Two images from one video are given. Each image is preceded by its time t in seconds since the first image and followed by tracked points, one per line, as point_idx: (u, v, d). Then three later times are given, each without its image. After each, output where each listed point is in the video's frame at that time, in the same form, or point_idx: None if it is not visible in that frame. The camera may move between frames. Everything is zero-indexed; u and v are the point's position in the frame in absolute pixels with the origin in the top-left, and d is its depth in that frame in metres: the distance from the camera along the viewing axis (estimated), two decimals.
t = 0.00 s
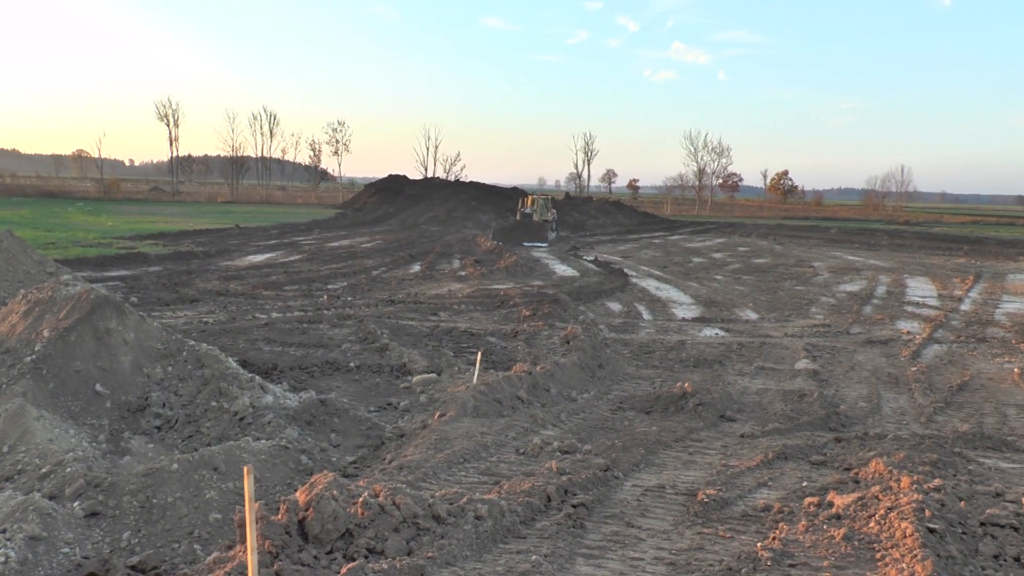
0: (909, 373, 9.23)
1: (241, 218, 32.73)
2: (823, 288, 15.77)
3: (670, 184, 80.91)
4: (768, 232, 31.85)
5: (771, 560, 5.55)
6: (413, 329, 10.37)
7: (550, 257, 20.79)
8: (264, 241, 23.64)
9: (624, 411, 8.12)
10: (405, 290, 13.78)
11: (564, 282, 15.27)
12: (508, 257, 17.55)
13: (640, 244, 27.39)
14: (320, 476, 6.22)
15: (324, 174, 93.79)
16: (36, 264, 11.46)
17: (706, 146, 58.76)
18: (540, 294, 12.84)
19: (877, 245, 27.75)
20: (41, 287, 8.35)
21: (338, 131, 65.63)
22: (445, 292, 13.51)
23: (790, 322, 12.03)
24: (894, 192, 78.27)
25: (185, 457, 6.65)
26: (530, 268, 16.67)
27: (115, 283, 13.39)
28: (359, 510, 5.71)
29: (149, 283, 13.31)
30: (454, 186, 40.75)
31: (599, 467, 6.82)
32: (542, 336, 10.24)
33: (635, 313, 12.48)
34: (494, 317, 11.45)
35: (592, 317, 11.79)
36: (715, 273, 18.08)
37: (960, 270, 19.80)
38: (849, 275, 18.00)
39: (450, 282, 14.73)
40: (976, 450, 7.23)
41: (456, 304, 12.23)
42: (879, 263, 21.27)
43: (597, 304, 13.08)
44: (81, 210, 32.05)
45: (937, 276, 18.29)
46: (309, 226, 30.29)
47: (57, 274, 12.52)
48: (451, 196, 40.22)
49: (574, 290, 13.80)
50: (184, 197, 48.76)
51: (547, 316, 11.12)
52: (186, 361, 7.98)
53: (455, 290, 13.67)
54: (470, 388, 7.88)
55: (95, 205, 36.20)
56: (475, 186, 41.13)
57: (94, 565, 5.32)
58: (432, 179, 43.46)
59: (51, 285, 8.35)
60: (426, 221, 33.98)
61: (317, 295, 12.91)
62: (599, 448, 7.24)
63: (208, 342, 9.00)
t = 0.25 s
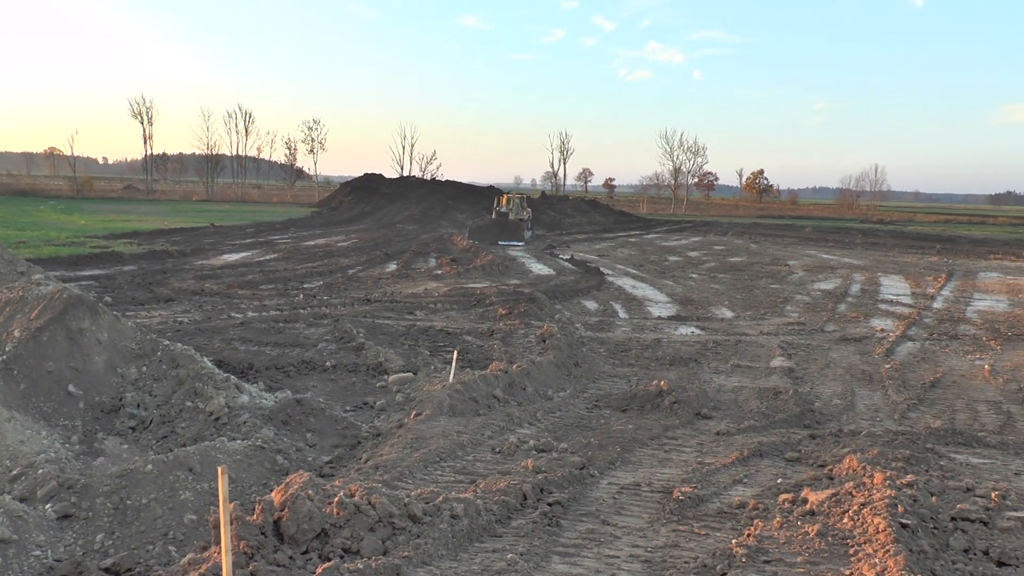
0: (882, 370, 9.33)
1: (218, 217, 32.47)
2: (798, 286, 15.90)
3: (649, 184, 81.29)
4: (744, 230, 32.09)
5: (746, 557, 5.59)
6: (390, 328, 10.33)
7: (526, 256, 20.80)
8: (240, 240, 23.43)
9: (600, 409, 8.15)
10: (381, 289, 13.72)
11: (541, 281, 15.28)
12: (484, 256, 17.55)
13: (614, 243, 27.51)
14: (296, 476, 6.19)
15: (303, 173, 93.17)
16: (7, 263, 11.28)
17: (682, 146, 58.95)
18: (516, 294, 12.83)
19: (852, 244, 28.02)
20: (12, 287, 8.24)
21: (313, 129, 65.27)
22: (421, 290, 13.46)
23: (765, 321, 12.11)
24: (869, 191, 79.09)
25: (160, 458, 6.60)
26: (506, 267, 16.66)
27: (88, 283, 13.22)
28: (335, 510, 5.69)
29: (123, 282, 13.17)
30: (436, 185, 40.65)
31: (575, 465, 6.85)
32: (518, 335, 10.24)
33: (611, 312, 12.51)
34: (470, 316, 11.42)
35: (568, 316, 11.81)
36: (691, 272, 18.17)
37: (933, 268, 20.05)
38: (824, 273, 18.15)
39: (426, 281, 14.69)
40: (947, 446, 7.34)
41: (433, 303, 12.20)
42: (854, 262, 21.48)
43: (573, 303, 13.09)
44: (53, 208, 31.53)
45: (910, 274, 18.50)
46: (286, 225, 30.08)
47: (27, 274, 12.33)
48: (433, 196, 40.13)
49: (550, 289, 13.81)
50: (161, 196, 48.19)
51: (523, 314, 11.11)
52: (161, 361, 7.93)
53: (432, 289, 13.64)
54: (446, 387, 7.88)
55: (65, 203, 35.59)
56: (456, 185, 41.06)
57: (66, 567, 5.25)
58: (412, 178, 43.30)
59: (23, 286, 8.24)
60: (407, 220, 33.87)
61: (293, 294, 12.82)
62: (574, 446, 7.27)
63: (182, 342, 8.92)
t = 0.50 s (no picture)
0: (861, 368, 9.41)
1: (197, 217, 32.27)
2: (778, 285, 15.99)
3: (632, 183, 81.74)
4: (724, 229, 32.29)
5: (725, 554, 5.62)
6: (370, 328, 10.30)
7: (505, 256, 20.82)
8: (219, 240, 23.25)
9: (580, 408, 8.18)
10: (361, 289, 13.66)
11: (521, 280, 15.29)
12: (464, 256, 17.52)
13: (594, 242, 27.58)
14: (276, 477, 6.15)
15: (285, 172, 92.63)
16: None
17: (661, 147, 59.26)
18: (496, 293, 12.81)
19: (830, 243, 28.25)
20: None
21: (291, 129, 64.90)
22: (401, 290, 13.41)
23: (744, 319, 12.18)
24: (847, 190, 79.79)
25: (138, 459, 6.56)
26: (486, 266, 16.65)
27: (65, 284, 13.08)
28: (315, 511, 5.66)
29: (100, 283, 13.06)
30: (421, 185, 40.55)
31: (555, 464, 6.87)
32: (498, 335, 10.23)
33: (591, 311, 12.54)
34: (450, 316, 11.40)
35: (548, 315, 11.82)
36: (671, 271, 18.23)
37: (910, 266, 20.25)
38: (803, 272, 18.28)
39: (406, 281, 14.66)
40: (925, 442, 7.42)
41: (413, 303, 12.17)
42: (832, 260, 21.65)
43: (553, 302, 13.10)
44: (28, 208, 31.12)
45: (889, 273, 18.68)
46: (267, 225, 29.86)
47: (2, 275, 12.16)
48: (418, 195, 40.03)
49: (530, 288, 13.80)
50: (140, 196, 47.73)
51: (503, 314, 11.10)
52: (140, 362, 7.89)
53: (412, 289, 13.61)
54: (426, 386, 7.88)
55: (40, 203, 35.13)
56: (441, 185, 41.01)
57: (42, 571, 5.19)
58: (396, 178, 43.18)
59: None
60: (391, 220, 33.77)
61: (272, 294, 12.75)
62: (555, 445, 7.29)
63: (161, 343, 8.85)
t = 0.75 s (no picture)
0: (837, 366, 9.50)
1: (174, 217, 32.12)
2: (755, 283, 16.10)
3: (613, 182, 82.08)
4: (700, 228, 32.47)
5: (703, 552, 5.65)
6: (347, 328, 10.25)
7: (483, 255, 20.82)
8: (196, 240, 23.04)
9: (558, 407, 8.21)
10: (339, 289, 13.60)
11: (499, 280, 15.29)
12: (442, 256, 17.49)
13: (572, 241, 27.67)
14: (253, 478, 6.12)
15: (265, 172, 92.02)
16: None
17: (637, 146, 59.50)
18: (474, 292, 12.79)
19: (807, 241, 28.52)
20: None
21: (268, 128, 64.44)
22: (379, 290, 13.36)
23: (722, 318, 12.25)
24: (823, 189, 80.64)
25: (114, 462, 6.50)
26: (463, 266, 16.64)
27: (38, 285, 12.92)
28: (292, 512, 5.63)
29: (73, 284, 12.90)
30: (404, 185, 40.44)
31: (533, 464, 6.89)
32: (476, 334, 10.23)
33: (568, 310, 12.57)
34: (428, 316, 11.37)
35: (526, 315, 11.83)
36: (648, 270, 18.31)
37: (886, 264, 20.47)
38: (779, 270, 18.42)
39: (383, 281, 14.62)
40: (900, 439, 7.51)
41: (391, 303, 12.13)
42: (809, 258, 21.84)
43: (530, 301, 13.11)
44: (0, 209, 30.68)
45: (864, 271, 18.87)
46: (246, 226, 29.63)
47: None
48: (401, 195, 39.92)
49: (508, 288, 13.78)
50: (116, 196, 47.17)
51: (481, 314, 11.11)
52: (115, 364, 7.82)
53: (390, 289, 13.57)
54: (404, 386, 7.87)
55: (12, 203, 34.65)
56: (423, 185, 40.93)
57: None
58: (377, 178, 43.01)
59: None
60: (374, 220, 33.65)
61: (249, 294, 12.67)
62: (533, 444, 7.31)
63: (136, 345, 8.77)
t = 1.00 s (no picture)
0: (813, 362, 9.59)
1: (149, 217, 31.93)
2: (732, 281, 16.20)
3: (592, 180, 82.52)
4: (676, 226, 32.64)
5: (680, 548, 5.69)
6: (324, 328, 10.21)
7: (461, 254, 20.80)
8: (172, 240, 22.81)
9: (535, 405, 8.24)
10: (316, 288, 13.53)
11: (477, 278, 15.29)
12: (419, 254, 17.44)
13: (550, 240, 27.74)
14: (230, 480, 6.07)
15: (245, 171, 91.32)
16: None
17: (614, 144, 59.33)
18: (451, 291, 12.77)
19: (783, 239, 28.77)
20: None
21: (244, 126, 63.81)
22: (356, 290, 13.31)
23: (699, 315, 12.32)
24: (798, 187, 81.39)
25: (88, 465, 6.43)
26: (440, 265, 16.61)
27: (9, 286, 12.73)
28: (270, 514, 5.60)
29: (45, 285, 12.73)
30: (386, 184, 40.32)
31: (511, 462, 6.92)
32: (453, 333, 10.23)
33: (545, 309, 12.59)
34: (405, 315, 11.35)
35: (503, 313, 11.83)
36: (626, 268, 18.38)
37: (861, 262, 20.68)
38: (756, 268, 18.55)
39: (360, 280, 14.56)
40: (875, 434, 7.59)
41: (368, 302, 12.09)
42: (786, 256, 22.01)
43: (507, 300, 13.11)
44: None
45: (840, 268, 19.05)
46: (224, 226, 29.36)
47: None
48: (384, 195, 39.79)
49: (486, 287, 13.78)
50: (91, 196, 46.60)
51: (458, 312, 11.11)
52: (90, 366, 7.75)
53: (367, 288, 13.53)
54: (381, 386, 7.87)
55: None
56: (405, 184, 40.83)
57: None
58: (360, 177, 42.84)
59: None
60: (356, 220, 33.51)
61: (226, 294, 12.57)
62: (510, 443, 7.34)
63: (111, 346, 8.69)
